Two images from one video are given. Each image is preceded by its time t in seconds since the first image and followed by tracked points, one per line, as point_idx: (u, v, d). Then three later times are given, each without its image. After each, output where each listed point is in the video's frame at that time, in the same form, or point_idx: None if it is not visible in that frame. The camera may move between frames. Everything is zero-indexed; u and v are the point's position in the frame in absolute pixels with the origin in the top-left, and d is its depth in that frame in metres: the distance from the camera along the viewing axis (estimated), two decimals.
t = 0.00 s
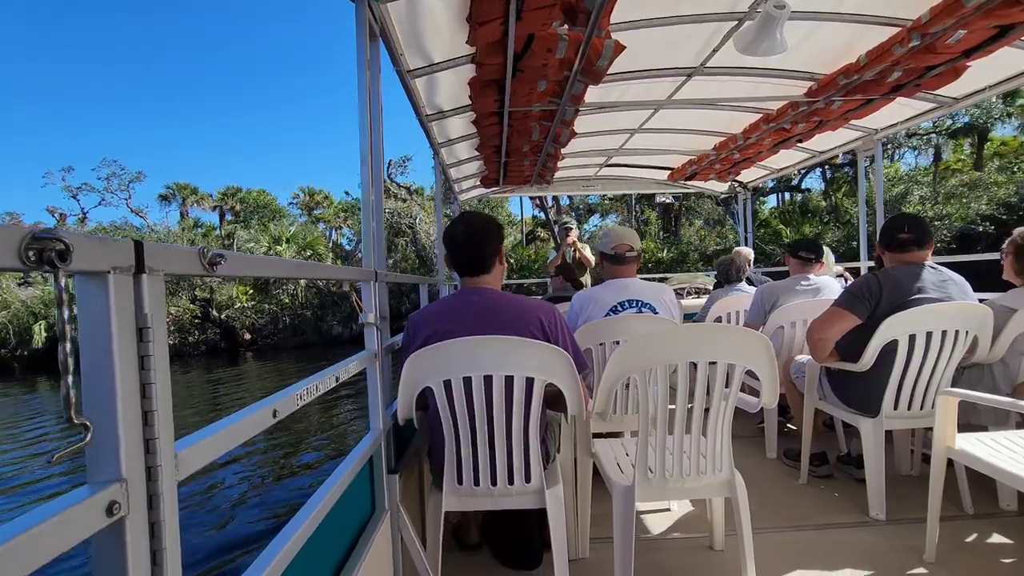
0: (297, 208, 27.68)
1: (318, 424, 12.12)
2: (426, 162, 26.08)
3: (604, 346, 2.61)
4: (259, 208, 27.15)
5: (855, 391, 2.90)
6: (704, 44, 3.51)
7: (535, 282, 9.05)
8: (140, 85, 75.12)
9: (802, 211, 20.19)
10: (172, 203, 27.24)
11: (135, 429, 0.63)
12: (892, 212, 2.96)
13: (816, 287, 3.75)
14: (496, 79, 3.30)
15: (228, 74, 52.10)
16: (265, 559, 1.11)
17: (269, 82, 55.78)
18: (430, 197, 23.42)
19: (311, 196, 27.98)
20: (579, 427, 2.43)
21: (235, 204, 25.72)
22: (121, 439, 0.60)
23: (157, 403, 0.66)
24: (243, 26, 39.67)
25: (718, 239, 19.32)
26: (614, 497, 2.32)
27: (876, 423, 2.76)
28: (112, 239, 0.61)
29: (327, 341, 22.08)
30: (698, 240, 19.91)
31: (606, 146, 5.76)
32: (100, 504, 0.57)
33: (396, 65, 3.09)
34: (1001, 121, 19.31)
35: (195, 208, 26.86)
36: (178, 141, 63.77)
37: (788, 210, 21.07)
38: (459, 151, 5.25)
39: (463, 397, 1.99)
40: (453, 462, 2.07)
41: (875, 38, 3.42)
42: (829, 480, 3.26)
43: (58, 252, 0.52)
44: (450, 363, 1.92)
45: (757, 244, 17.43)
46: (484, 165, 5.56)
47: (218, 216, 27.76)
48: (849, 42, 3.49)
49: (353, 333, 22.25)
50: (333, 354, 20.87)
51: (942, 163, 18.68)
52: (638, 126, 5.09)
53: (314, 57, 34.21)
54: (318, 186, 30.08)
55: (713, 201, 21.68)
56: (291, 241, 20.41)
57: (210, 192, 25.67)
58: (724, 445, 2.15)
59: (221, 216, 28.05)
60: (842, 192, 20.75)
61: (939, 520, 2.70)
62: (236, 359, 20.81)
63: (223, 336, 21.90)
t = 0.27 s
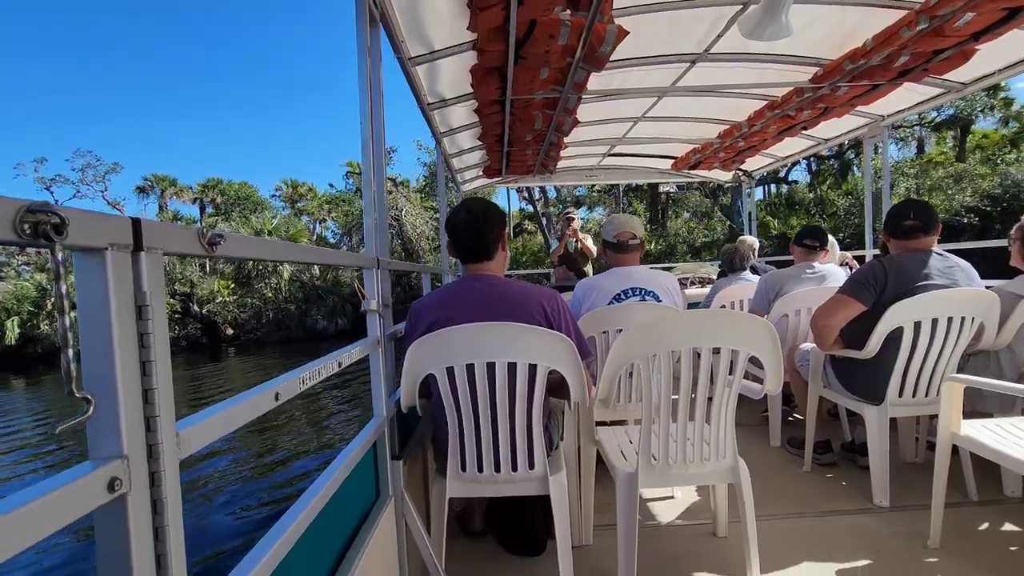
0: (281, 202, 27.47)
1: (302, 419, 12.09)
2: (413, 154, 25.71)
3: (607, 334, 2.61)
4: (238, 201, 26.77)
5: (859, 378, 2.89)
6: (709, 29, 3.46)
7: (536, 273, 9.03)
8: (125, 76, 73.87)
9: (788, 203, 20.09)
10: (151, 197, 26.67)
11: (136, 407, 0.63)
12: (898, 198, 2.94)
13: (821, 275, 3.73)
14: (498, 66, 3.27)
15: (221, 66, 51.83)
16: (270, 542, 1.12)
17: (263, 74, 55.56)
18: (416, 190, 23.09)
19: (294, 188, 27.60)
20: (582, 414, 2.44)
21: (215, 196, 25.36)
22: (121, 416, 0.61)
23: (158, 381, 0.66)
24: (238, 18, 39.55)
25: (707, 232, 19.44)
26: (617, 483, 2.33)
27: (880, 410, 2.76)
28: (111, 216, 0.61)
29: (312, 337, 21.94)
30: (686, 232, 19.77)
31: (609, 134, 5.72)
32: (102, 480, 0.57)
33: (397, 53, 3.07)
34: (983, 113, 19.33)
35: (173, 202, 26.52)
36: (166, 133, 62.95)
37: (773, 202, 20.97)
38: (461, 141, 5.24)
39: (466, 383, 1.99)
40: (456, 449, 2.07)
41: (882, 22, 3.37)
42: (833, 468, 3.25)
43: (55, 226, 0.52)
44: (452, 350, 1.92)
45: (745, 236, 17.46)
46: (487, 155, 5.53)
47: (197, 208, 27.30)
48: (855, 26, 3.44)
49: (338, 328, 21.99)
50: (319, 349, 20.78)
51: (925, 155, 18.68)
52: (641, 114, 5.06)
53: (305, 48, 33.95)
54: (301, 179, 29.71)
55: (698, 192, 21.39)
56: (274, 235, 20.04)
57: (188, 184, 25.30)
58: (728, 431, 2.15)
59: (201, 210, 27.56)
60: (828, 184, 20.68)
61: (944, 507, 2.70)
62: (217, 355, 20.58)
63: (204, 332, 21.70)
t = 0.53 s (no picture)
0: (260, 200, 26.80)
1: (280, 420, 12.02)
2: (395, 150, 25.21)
3: (606, 330, 2.61)
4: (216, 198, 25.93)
5: (857, 373, 2.90)
6: (707, 23, 3.45)
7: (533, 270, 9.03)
8: (106, 72, 72.50)
9: (768, 203, 20.06)
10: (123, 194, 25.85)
11: (131, 401, 0.63)
12: (895, 193, 2.94)
13: (819, 270, 3.73)
14: (496, 61, 3.26)
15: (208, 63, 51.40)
16: (268, 536, 1.12)
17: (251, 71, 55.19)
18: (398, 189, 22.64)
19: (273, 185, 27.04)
20: (581, 409, 2.44)
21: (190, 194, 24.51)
22: (116, 409, 0.60)
23: (153, 374, 0.66)
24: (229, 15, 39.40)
25: (690, 230, 19.67)
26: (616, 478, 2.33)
27: (878, 405, 2.76)
28: (104, 207, 0.60)
29: (290, 337, 21.88)
30: (669, 231, 19.70)
31: (607, 130, 5.71)
32: (96, 474, 0.57)
33: (393, 48, 3.06)
34: (957, 115, 19.55)
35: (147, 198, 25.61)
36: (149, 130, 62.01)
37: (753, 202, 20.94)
38: (459, 137, 5.22)
39: (464, 379, 1.99)
40: (454, 445, 2.07)
41: (880, 16, 3.37)
42: (831, 463, 3.26)
43: (46, 218, 0.52)
44: (450, 346, 1.91)
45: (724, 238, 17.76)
46: (485, 151, 5.52)
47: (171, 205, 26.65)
48: (853, 21, 3.44)
49: (318, 327, 21.88)
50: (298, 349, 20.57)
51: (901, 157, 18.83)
52: (640, 110, 5.05)
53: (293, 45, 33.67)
54: (278, 177, 29.10)
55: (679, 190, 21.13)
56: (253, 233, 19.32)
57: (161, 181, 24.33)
58: (726, 426, 2.16)
59: (175, 206, 26.91)
60: (807, 184, 20.69)
61: (942, 501, 2.71)
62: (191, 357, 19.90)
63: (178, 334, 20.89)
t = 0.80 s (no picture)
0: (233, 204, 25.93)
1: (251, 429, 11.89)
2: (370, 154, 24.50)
3: (598, 333, 2.62)
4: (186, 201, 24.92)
5: (847, 374, 2.92)
6: (697, 28, 3.48)
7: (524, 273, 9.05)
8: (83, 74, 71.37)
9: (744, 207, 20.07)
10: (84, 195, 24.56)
11: (117, 412, 0.62)
12: (883, 195, 2.97)
13: (809, 272, 3.76)
14: (487, 66, 3.27)
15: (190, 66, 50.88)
16: (259, 542, 1.12)
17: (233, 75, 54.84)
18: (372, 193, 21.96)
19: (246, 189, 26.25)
20: (574, 413, 2.44)
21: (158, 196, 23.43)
22: (100, 420, 0.60)
23: (139, 384, 0.66)
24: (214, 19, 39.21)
25: (668, 235, 19.89)
26: (608, 482, 2.33)
27: (869, 406, 2.78)
28: (89, 218, 0.60)
29: (263, 344, 21.56)
30: (647, 234, 19.84)
31: (599, 134, 5.73)
32: (80, 486, 0.57)
33: (385, 52, 3.07)
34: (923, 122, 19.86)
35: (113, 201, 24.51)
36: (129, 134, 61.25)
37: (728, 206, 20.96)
38: (452, 141, 5.23)
39: (456, 384, 1.99)
40: (447, 448, 2.07)
41: (867, 21, 3.41)
42: (823, 464, 3.28)
43: (30, 230, 0.52)
44: (442, 350, 1.91)
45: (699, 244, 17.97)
46: (478, 155, 5.53)
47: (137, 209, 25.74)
48: (840, 26, 3.47)
49: (291, 333, 21.89)
50: (270, 357, 20.18)
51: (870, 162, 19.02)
52: (631, 114, 5.08)
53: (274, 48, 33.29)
54: (249, 179, 28.12)
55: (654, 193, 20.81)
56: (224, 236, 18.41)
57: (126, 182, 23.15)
58: (718, 428, 2.17)
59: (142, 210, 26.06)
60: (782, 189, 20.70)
61: (933, 500, 2.73)
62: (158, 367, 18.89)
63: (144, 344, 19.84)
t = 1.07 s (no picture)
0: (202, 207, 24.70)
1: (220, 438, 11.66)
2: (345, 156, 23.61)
3: (591, 336, 2.63)
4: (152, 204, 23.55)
5: (839, 375, 2.94)
6: (687, 32, 3.50)
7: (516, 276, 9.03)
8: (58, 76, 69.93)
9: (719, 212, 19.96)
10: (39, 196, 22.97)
11: (104, 421, 0.62)
12: (872, 197, 2.99)
13: (800, 274, 3.78)
14: (479, 70, 3.28)
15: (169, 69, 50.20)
16: (250, 549, 1.11)
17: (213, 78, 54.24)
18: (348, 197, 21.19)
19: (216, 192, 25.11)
20: (567, 416, 2.44)
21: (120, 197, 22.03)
22: (88, 429, 0.60)
23: (126, 393, 0.66)
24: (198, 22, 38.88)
25: (647, 239, 19.99)
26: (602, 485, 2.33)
27: (860, 407, 2.80)
28: (74, 226, 0.59)
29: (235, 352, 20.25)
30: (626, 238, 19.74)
31: (592, 137, 5.75)
32: (67, 496, 0.57)
33: (376, 57, 3.07)
34: (889, 129, 20.17)
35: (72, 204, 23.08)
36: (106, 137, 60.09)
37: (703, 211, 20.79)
38: (445, 145, 5.23)
39: (449, 388, 1.99)
40: (440, 453, 2.07)
41: (854, 26, 3.45)
42: (816, 464, 3.30)
43: (16, 238, 0.51)
44: (435, 355, 1.91)
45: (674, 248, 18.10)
46: (471, 158, 5.52)
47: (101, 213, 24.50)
48: (829, 30, 3.51)
49: (265, 342, 20.45)
50: (242, 365, 18.93)
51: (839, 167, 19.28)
52: (623, 117, 5.11)
53: (258, 53, 32.94)
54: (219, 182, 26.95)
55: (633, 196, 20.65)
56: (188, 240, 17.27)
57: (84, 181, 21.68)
58: (710, 430, 2.17)
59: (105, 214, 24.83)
60: (754, 195, 20.72)
61: (924, 500, 2.75)
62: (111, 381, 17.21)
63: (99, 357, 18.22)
